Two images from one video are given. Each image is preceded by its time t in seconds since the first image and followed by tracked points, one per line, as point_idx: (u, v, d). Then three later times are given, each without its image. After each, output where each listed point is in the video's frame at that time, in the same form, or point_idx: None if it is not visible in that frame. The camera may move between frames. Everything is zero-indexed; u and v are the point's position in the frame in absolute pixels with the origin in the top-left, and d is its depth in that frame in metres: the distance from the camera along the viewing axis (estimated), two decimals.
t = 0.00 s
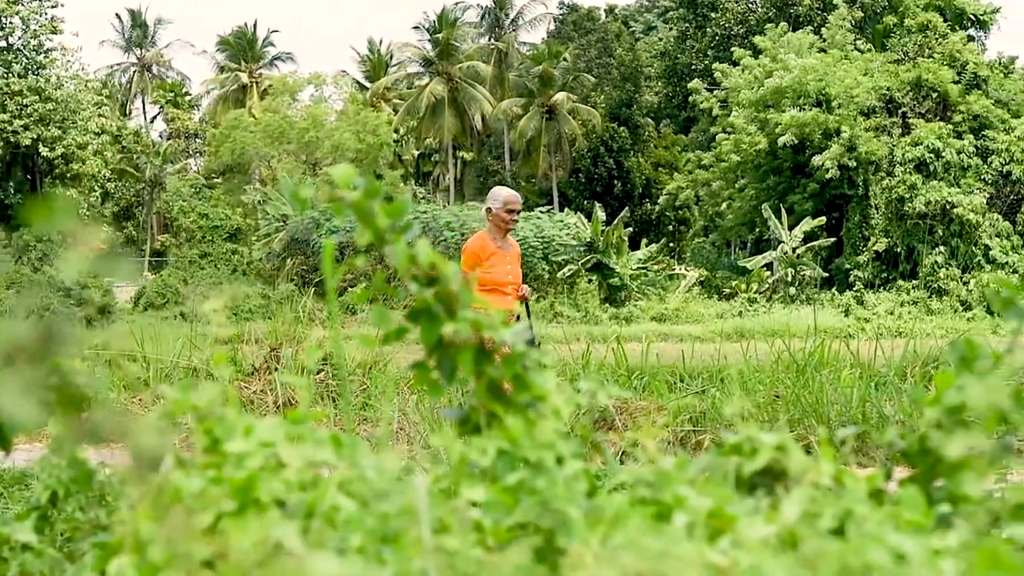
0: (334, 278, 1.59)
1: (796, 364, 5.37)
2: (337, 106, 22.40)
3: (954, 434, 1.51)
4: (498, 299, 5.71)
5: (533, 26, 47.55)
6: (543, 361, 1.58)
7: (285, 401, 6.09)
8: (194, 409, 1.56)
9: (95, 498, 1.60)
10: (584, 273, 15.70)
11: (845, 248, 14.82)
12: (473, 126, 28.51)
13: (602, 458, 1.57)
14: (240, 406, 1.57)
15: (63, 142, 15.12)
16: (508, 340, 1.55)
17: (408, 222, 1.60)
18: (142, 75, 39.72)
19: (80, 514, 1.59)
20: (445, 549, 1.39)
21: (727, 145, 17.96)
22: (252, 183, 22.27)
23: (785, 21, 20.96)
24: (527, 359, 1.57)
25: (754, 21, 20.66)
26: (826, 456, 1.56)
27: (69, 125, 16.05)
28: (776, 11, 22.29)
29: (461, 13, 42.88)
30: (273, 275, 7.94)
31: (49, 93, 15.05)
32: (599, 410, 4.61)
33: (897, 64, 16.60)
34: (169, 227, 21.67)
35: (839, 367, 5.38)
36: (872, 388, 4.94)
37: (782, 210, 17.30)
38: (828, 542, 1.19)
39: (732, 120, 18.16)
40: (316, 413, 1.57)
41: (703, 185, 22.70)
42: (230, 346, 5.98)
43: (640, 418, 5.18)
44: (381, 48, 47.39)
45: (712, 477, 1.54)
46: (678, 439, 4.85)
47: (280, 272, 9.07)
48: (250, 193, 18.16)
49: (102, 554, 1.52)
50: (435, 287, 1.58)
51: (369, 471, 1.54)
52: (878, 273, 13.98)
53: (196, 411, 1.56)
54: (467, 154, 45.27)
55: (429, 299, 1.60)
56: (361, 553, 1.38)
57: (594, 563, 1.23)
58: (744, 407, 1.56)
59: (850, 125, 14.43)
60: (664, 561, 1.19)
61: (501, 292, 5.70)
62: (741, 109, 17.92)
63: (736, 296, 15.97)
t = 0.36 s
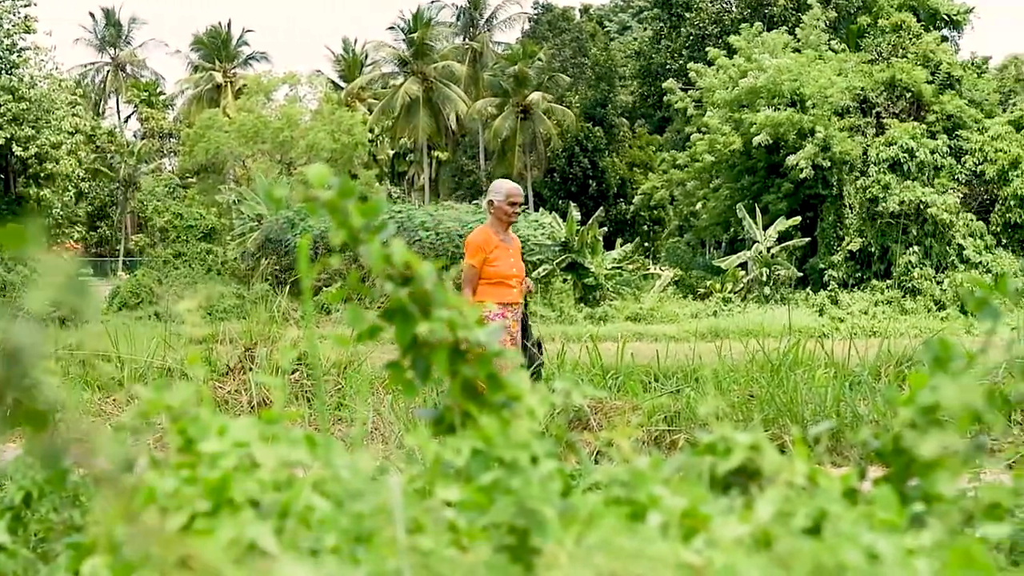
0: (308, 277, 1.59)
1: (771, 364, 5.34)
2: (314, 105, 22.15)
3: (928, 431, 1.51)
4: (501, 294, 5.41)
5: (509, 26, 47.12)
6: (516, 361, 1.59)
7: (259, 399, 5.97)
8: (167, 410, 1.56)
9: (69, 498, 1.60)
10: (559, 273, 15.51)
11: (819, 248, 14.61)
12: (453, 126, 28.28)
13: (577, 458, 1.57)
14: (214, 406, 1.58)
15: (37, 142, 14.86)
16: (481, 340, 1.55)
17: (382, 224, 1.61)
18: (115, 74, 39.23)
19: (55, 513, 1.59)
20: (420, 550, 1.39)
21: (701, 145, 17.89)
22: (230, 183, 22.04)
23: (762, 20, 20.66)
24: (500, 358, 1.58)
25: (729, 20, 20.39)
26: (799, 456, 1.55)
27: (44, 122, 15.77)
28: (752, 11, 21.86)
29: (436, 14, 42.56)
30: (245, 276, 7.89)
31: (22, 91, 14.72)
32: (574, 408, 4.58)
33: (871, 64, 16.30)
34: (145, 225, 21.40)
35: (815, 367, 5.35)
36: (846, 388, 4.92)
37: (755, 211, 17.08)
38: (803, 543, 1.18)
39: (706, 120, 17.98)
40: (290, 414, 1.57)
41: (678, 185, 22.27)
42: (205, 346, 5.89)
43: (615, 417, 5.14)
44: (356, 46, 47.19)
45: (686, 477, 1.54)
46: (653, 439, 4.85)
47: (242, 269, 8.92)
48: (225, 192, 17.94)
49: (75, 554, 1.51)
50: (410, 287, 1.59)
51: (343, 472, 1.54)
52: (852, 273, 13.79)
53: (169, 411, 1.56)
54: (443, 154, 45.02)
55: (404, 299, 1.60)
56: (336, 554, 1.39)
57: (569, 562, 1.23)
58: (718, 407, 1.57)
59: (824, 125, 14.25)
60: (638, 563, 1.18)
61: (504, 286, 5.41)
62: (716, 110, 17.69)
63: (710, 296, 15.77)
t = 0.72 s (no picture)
0: (278, 277, 1.59)
1: (741, 362, 5.30)
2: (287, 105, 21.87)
3: (900, 430, 1.51)
4: (497, 292, 5.20)
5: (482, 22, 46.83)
6: (484, 359, 1.58)
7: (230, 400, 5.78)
8: (136, 410, 1.56)
9: (39, 499, 1.59)
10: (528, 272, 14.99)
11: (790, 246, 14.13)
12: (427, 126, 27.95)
13: (547, 458, 1.57)
14: (183, 406, 1.57)
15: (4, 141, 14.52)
16: (451, 339, 1.55)
17: (352, 222, 1.61)
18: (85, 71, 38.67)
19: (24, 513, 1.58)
20: (389, 549, 1.38)
21: (671, 144, 17.74)
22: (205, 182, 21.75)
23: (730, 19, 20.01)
24: (467, 356, 1.58)
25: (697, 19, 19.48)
26: (771, 455, 1.54)
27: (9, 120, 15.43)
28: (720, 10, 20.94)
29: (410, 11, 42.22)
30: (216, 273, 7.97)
31: None
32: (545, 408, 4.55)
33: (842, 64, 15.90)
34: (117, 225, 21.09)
35: (784, 367, 5.33)
36: (816, 387, 4.90)
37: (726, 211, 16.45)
38: (773, 541, 1.17)
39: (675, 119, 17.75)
40: (260, 413, 1.56)
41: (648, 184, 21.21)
42: (174, 346, 5.75)
43: (585, 415, 5.14)
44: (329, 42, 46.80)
45: (656, 477, 1.54)
46: (624, 438, 4.89)
47: (208, 270, 8.78)
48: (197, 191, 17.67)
49: (45, 555, 1.50)
50: (380, 286, 1.58)
51: (313, 472, 1.54)
52: (823, 273, 13.49)
53: (138, 410, 1.56)
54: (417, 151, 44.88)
55: (374, 297, 1.60)
56: (305, 554, 1.39)
57: (538, 561, 1.22)
58: (688, 406, 1.57)
59: (795, 125, 14.01)
60: (608, 562, 1.16)
61: (500, 285, 5.19)
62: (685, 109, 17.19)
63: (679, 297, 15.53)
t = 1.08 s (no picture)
0: (256, 277, 1.58)
1: (719, 361, 5.28)
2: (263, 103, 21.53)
3: (879, 430, 1.51)
4: (504, 296, 5.02)
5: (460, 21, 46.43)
6: (461, 360, 1.58)
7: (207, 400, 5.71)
8: (110, 409, 1.56)
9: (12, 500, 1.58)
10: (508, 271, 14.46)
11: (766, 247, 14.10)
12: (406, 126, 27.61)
13: (522, 458, 1.57)
14: (161, 407, 1.57)
15: None
16: (429, 339, 1.54)
17: (331, 222, 1.61)
18: (60, 72, 38.18)
19: None
20: (365, 548, 1.36)
21: (648, 144, 17.45)
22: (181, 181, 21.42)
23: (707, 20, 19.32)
24: (446, 356, 1.57)
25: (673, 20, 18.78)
26: (748, 455, 1.54)
27: None
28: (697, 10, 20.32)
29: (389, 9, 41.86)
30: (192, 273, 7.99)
31: None
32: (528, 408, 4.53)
33: (818, 64, 15.62)
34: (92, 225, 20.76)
35: (762, 365, 5.29)
36: (793, 385, 4.88)
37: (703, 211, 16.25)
38: (746, 540, 1.17)
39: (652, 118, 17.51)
40: (237, 413, 1.56)
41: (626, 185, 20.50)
42: (149, 349, 5.65)
43: (563, 417, 5.28)
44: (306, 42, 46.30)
45: (633, 476, 1.54)
46: (601, 438, 4.94)
47: (179, 273, 8.63)
48: (172, 190, 17.39)
49: (22, 555, 1.50)
50: (358, 286, 1.57)
51: (289, 471, 1.54)
52: (800, 272, 13.29)
53: (113, 410, 1.56)
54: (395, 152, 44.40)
55: (352, 298, 1.60)
56: (283, 553, 1.37)
57: (515, 561, 1.22)
58: (663, 406, 1.56)
59: (771, 124, 13.85)
60: (586, 560, 1.15)
61: (506, 289, 5.01)
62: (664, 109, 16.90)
63: (656, 296, 15.54)
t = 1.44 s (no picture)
0: (229, 274, 1.58)
1: (690, 360, 5.23)
2: (236, 102, 21.18)
3: (852, 428, 1.52)
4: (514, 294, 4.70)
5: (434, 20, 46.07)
6: (436, 360, 1.57)
7: (179, 400, 5.56)
8: (83, 409, 1.55)
9: None
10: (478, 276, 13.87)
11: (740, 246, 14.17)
12: (380, 126, 27.24)
13: (496, 457, 1.57)
14: (133, 408, 1.57)
15: None
16: (403, 340, 1.54)
17: (307, 222, 1.61)
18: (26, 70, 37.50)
19: None
20: (338, 548, 1.35)
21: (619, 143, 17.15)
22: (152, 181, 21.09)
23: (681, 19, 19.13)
24: (421, 358, 1.57)
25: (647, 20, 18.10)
26: (721, 454, 1.54)
27: None
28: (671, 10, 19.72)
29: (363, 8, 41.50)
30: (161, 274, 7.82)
31: None
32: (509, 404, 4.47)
33: (789, 64, 15.36)
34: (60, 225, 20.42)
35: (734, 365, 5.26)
36: (766, 385, 4.87)
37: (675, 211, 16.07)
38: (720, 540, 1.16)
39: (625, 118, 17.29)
40: (210, 414, 1.56)
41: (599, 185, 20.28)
42: (123, 349, 5.53)
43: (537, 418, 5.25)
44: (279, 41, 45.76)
45: (606, 476, 1.54)
46: (575, 438, 4.95)
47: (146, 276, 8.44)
48: (143, 190, 17.14)
49: None
50: (333, 285, 1.57)
51: (263, 472, 1.53)
52: (772, 272, 13.33)
53: (86, 410, 1.56)
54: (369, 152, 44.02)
55: (327, 298, 1.60)
56: (255, 553, 1.36)
57: (488, 560, 1.21)
58: (636, 405, 1.57)
59: (744, 124, 13.78)
60: (555, 561, 1.15)
61: (516, 287, 4.70)
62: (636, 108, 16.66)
63: (629, 296, 15.46)
